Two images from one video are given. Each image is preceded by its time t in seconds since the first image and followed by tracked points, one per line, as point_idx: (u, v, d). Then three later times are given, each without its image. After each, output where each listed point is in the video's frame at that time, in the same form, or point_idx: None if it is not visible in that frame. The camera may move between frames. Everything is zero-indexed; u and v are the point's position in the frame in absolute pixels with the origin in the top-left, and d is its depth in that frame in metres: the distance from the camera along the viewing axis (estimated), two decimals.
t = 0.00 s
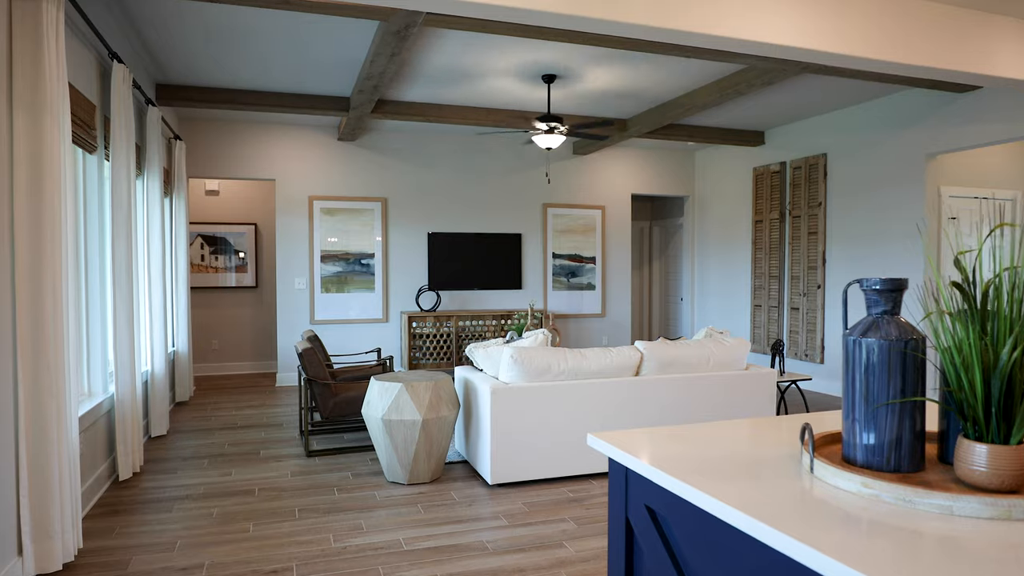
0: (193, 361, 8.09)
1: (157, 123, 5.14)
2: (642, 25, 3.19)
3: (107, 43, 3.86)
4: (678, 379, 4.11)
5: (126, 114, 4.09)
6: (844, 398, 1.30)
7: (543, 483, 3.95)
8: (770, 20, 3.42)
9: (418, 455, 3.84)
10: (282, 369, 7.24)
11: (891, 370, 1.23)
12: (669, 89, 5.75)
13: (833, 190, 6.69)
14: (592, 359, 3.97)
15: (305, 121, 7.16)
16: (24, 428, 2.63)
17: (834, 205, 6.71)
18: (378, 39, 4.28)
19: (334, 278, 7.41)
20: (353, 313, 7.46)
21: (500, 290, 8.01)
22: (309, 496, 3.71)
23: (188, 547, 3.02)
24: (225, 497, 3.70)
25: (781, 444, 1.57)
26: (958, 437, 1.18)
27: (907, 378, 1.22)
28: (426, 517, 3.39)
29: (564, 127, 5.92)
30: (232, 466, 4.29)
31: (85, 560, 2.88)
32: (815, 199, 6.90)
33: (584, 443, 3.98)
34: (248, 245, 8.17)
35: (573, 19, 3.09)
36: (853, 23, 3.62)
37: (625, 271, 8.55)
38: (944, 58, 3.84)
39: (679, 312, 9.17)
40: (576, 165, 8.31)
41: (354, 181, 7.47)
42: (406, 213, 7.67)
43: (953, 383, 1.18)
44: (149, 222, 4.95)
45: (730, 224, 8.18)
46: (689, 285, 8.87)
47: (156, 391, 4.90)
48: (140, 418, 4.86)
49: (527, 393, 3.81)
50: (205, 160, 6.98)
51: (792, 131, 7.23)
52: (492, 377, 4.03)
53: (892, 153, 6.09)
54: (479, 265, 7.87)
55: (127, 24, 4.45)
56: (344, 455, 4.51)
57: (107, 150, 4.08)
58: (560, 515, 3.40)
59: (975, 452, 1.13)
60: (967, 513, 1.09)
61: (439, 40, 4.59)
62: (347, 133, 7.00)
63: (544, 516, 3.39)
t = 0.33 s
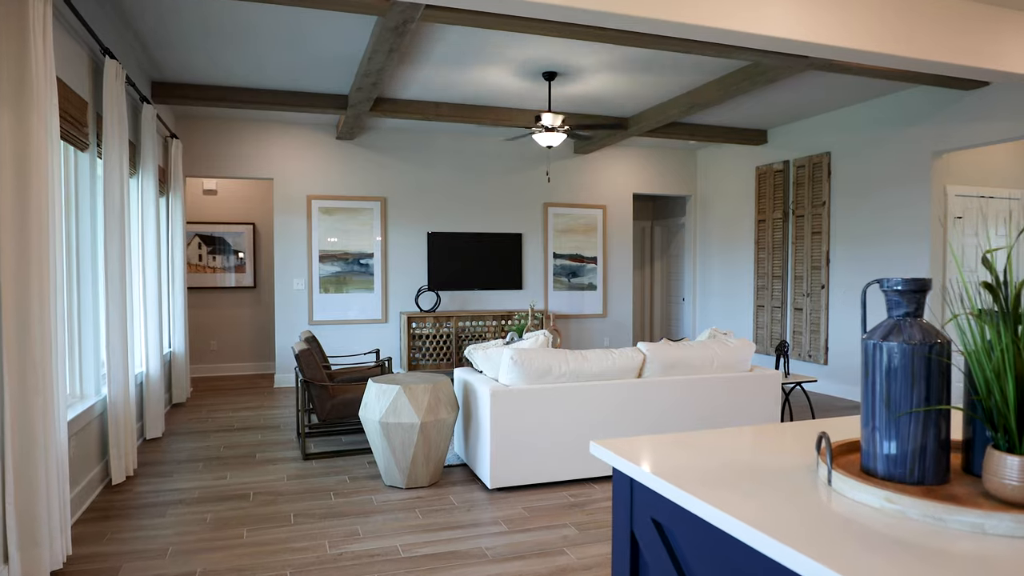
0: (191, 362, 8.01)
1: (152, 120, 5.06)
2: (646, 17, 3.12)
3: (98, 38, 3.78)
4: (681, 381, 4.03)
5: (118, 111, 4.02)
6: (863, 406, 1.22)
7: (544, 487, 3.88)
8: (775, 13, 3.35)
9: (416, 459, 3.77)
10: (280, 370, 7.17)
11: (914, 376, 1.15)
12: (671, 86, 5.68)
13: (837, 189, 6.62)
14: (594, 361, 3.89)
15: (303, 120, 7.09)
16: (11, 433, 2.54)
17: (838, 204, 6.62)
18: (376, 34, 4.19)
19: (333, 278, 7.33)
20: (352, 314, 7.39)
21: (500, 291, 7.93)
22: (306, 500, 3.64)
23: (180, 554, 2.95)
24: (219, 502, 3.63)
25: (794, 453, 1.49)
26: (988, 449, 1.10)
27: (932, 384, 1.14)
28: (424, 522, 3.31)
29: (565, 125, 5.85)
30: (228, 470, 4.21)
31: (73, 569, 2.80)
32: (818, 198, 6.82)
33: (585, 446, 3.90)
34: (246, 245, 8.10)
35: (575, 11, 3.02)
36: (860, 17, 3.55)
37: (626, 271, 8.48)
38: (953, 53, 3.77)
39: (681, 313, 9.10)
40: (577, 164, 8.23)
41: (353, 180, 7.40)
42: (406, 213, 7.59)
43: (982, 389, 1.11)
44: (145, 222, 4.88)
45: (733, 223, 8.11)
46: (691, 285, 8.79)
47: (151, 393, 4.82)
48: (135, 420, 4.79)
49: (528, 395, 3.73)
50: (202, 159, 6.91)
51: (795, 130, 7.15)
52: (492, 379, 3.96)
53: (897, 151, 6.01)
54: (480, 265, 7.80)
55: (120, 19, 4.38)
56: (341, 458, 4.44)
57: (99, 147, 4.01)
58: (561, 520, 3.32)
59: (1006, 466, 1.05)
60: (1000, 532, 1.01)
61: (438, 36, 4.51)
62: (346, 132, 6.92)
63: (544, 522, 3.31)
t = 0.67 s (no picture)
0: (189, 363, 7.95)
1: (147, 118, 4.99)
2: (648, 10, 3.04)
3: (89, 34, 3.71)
4: (684, 384, 3.95)
5: (111, 108, 3.94)
6: (884, 414, 1.15)
7: (544, 491, 3.81)
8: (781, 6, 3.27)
9: (414, 463, 3.70)
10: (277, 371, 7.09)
11: (939, 383, 1.07)
12: (674, 83, 5.60)
13: (841, 189, 6.54)
14: (595, 362, 3.81)
15: (301, 118, 7.01)
16: None
17: (842, 204, 6.54)
18: (374, 31, 4.11)
19: (331, 278, 7.26)
20: (350, 314, 7.31)
21: (501, 291, 7.86)
22: (302, 505, 3.57)
23: (171, 562, 2.87)
24: (212, 507, 3.55)
25: (808, 465, 1.41)
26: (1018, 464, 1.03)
27: (958, 392, 1.07)
28: (421, 528, 3.24)
29: (565, 123, 5.78)
30: (223, 473, 4.14)
31: None
32: (822, 198, 6.75)
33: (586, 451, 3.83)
34: (245, 244, 8.03)
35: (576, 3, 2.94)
36: (867, 11, 3.47)
37: (628, 271, 8.40)
38: (961, 48, 3.69)
39: (683, 313, 9.02)
40: (578, 163, 8.16)
41: (352, 179, 7.33)
42: (405, 212, 7.52)
43: (1013, 398, 1.03)
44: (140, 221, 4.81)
45: (735, 223, 8.03)
46: (693, 285, 8.72)
47: (146, 395, 4.75)
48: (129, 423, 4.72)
49: (528, 398, 3.66)
50: (199, 158, 6.84)
51: (798, 128, 7.07)
52: (491, 381, 3.88)
53: (903, 150, 5.93)
54: (480, 264, 7.72)
55: (113, 15, 4.31)
56: (338, 462, 4.36)
57: (91, 144, 3.94)
58: (561, 526, 3.25)
59: None
60: None
61: (437, 32, 4.44)
62: (345, 131, 6.86)
63: (544, 528, 3.23)
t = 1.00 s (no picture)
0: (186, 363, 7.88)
1: (142, 115, 4.91)
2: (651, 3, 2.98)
3: (80, 30, 3.63)
4: (686, 386, 3.88)
5: (103, 105, 3.87)
6: (903, 424, 1.07)
7: (544, 495, 3.74)
8: None
9: (411, 466, 3.63)
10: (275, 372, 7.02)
11: (964, 392, 1.00)
12: (675, 81, 5.53)
13: (844, 188, 6.47)
14: (596, 363, 3.75)
15: (299, 117, 6.95)
16: None
17: (845, 203, 6.47)
18: (371, 27, 4.04)
19: (329, 278, 7.19)
20: (348, 315, 7.24)
21: (500, 291, 7.79)
22: (296, 510, 3.50)
23: (161, 568, 2.81)
24: (205, 512, 3.48)
25: (818, 476, 1.34)
26: None
27: (985, 401, 1.00)
28: (418, 534, 3.17)
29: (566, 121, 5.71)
30: (217, 477, 4.07)
31: None
32: (825, 197, 6.67)
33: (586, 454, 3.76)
34: (242, 244, 7.96)
35: None
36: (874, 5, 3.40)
37: (629, 271, 8.33)
38: (969, 43, 3.62)
39: (685, 313, 8.94)
40: (579, 162, 8.08)
41: (350, 179, 7.26)
42: (403, 211, 7.44)
43: None
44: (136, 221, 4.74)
45: (737, 223, 7.96)
46: (695, 285, 8.64)
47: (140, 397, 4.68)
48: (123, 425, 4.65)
49: (527, 400, 3.59)
50: (195, 156, 6.77)
51: (801, 127, 7.00)
52: (489, 384, 3.81)
53: (908, 148, 5.85)
54: (480, 264, 7.66)
55: (106, 11, 4.23)
56: (334, 465, 4.29)
57: (82, 143, 3.86)
58: (561, 532, 3.18)
59: None
60: None
61: (435, 28, 4.37)
62: (343, 129, 6.79)
63: (544, 533, 3.16)
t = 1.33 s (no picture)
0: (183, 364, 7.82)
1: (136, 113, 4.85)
2: None
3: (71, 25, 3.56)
4: (688, 388, 3.82)
5: (95, 102, 3.80)
6: (923, 433, 1.01)
7: (543, 499, 3.67)
8: None
9: (408, 470, 3.57)
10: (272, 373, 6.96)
11: (989, 400, 0.93)
12: (677, 79, 5.47)
13: (847, 187, 6.40)
14: (596, 365, 3.68)
15: (296, 115, 6.88)
16: None
17: (848, 203, 6.41)
18: (368, 24, 3.97)
19: (328, 279, 7.13)
20: (346, 315, 7.18)
21: (500, 291, 7.72)
22: (291, 514, 3.43)
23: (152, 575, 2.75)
24: (198, 516, 3.42)
25: (828, 488, 1.28)
26: None
27: (1012, 411, 0.93)
28: (415, 539, 3.11)
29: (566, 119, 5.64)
30: (212, 480, 4.01)
31: None
32: (828, 196, 6.61)
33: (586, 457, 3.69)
34: (240, 244, 7.90)
35: None
36: None
37: (630, 271, 8.26)
38: (976, 38, 3.55)
39: (686, 314, 8.87)
40: (579, 161, 8.02)
41: (348, 178, 7.19)
42: (402, 211, 7.38)
43: None
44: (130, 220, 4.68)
45: (739, 223, 7.89)
46: (696, 285, 8.57)
47: (135, 398, 4.63)
48: (118, 427, 4.59)
49: (526, 402, 3.53)
50: (192, 155, 6.71)
51: (804, 126, 6.93)
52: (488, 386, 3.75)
53: (912, 147, 5.79)
54: (479, 264, 7.59)
55: (99, 8, 4.17)
56: (331, 468, 4.23)
57: (74, 140, 3.79)
58: (561, 537, 3.12)
59: None
60: None
61: (433, 24, 4.30)
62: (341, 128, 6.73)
63: (543, 539, 3.10)
